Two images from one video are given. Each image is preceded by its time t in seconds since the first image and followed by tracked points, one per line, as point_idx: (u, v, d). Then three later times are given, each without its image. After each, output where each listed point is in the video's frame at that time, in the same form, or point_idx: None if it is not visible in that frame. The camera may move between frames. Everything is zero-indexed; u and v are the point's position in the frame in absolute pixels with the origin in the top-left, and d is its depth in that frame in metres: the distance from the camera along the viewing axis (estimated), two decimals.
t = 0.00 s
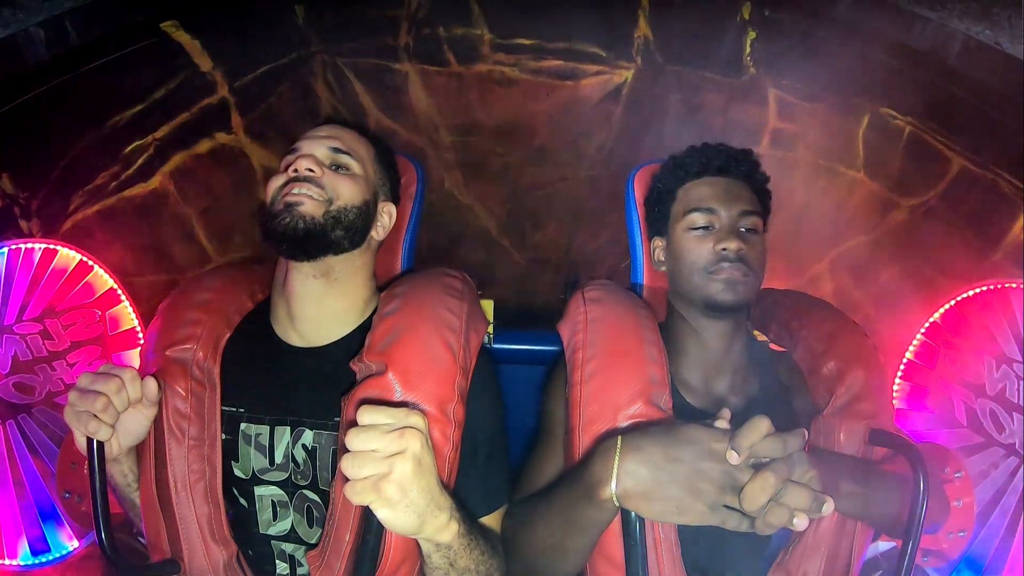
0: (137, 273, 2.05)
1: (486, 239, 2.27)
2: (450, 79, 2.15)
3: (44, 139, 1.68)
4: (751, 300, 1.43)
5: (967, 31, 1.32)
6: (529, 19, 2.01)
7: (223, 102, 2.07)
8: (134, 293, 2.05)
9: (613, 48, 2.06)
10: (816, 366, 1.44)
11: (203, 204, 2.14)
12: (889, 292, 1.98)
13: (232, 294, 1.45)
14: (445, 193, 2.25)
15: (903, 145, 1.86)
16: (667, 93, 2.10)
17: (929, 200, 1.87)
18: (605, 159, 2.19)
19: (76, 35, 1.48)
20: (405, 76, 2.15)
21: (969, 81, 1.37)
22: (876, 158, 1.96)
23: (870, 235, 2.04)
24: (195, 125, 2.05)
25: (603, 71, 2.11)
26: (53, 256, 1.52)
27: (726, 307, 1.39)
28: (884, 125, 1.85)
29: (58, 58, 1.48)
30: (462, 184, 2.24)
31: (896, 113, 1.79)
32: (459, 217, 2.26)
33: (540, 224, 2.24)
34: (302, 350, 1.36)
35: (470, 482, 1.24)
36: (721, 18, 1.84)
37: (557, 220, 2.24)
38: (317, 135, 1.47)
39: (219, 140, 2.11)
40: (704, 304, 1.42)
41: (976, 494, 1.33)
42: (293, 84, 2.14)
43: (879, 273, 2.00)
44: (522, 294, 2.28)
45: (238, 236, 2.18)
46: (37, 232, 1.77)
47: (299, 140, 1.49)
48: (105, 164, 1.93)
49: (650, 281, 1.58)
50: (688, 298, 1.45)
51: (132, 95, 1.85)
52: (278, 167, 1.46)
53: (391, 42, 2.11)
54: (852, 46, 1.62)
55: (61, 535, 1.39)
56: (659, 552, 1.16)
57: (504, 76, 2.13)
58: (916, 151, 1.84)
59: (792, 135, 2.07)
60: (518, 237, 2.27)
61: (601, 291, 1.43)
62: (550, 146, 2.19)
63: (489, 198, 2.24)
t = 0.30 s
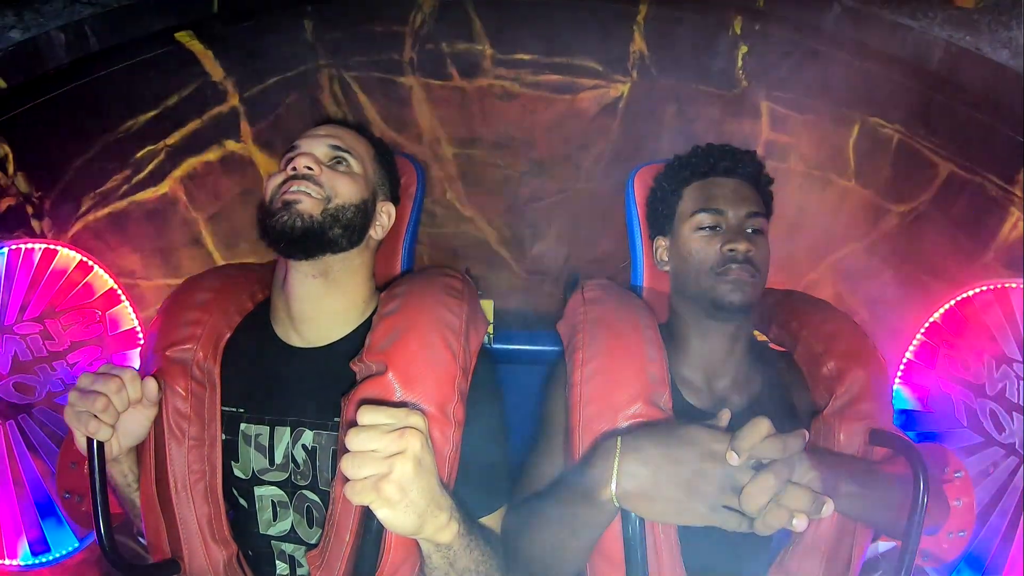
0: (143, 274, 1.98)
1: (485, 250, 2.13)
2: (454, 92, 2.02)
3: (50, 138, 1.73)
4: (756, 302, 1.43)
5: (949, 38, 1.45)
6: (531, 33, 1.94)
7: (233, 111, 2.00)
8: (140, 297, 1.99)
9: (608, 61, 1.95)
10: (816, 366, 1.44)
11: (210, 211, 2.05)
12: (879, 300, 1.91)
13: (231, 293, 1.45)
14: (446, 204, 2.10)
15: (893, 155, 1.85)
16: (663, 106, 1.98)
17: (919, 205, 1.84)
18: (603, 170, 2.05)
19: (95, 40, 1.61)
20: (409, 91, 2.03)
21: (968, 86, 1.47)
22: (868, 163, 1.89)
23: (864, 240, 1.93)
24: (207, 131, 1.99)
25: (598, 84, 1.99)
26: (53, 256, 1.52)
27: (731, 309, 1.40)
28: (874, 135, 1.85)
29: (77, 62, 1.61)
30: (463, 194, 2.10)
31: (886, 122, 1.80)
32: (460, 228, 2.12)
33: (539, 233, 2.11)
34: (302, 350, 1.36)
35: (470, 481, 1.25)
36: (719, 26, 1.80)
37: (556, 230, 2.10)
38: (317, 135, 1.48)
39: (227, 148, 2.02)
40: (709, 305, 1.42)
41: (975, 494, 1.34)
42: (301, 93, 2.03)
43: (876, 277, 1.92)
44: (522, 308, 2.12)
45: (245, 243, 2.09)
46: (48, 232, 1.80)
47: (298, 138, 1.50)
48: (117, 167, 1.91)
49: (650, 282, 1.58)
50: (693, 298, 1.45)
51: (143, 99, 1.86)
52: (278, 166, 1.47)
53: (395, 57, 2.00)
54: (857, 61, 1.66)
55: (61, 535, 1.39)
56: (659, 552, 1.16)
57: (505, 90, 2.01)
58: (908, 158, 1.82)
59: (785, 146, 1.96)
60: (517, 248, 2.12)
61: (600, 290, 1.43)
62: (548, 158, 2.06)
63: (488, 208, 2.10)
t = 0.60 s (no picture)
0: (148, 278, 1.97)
1: (485, 257, 2.15)
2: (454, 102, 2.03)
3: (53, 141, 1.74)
4: (758, 301, 1.42)
5: (937, 42, 1.53)
6: (529, 42, 1.90)
7: (239, 117, 1.99)
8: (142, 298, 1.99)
9: (608, 72, 1.93)
10: (816, 366, 1.44)
11: (214, 215, 2.05)
12: (877, 301, 1.88)
13: (231, 294, 1.45)
14: (446, 210, 2.13)
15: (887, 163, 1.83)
16: (660, 116, 1.98)
17: (912, 209, 1.83)
18: (601, 179, 2.06)
19: (106, 45, 1.68)
20: (411, 99, 2.04)
21: (971, 95, 1.51)
22: (859, 171, 1.88)
23: (860, 245, 1.93)
24: (211, 138, 1.99)
25: (597, 93, 1.98)
26: (54, 256, 1.52)
27: (732, 309, 1.40)
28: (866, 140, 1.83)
29: (87, 66, 1.67)
30: (464, 203, 2.12)
31: (879, 127, 1.77)
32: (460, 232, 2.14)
33: (539, 240, 2.13)
34: (303, 351, 1.36)
35: (470, 481, 1.25)
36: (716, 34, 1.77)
37: (554, 237, 2.12)
38: (317, 135, 1.48)
39: (233, 153, 2.02)
40: (711, 305, 1.42)
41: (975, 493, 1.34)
42: (308, 101, 2.04)
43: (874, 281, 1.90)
44: (521, 312, 2.14)
45: (249, 248, 2.10)
46: (55, 233, 1.83)
47: (298, 139, 1.50)
48: (126, 170, 1.91)
49: (650, 283, 1.58)
50: (694, 298, 1.46)
51: (150, 105, 1.85)
52: (278, 166, 1.47)
53: (397, 66, 1.99)
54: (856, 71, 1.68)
55: (61, 535, 1.38)
56: (659, 552, 1.16)
57: (505, 99, 2.01)
58: (902, 165, 1.81)
59: (780, 154, 1.95)
60: (518, 255, 2.15)
61: (600, 290, 1.43)
62: (548, 167, 2.07)
63: (488, 215, 2.12)
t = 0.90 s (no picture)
0: (146, 275, 1.96)
1: (485, 254, 2.12)
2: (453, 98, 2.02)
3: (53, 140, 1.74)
4: (758, 300, 1.43)
5: (941, 41, 1.53)
6: (530, 39, 1.93)
7: (237, 115, 1.99)
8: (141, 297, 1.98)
9: (608, 68, 1.94)
10: (815, 366, 1.45)
11: (214, 213, 2.03)
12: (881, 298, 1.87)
13: (231, 294, 1.45)
14: (447, 208, 2.09)
15: (889, 161, 1.83)
16: (659, 111, 1.97)
17: (914, 207, 1.82)
18: (603, 176, 2.04)
19: (103, 43, 1.66)
20: (411, 96, 2.02)
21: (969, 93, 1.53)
22: (862, 172, 1.87)
23: (862, 243, 1.90)
24: (207, 136, 1.97)
25: (598, 90, 1.98)
26: (53, 256, 1.52)
27: (732, 309, 1.40)
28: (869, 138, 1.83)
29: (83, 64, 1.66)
30: (464, 200, 2.09)
31: (881, 125, 1.78)
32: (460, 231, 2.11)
33: (539, 238, 2.10)
34: (303, 350, 1.36)
35: (471, 482, 1.24)
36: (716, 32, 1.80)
37: (556, 234, 2.09)
38: (316, 135, 1.48)
39: (232, 152, 2.00)
40: (710, 304, 1.42)
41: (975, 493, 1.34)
42: (305, 99, 2.02)
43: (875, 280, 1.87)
44: (522, 311, 2.12)
45: (247, 246, 2.07)
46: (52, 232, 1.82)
47: (298, 139, 1.50)
48: (123, 169, 1.90)
49: (650, 282, 1.57)
50: (696, 298, 1.45)
51: (147, 103, 1.86)
52: (278, 166, 1.46)
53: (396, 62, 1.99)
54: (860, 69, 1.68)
55: (61, 536, 1.38)
56: (659, 552, 1.16)
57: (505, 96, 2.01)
58: (898, 159, 1.81)
59: (783, 151, 1.93)
60: (517, 252, 2.11)
61: (600, 291, 1.43)
62: (548, 163, 2.05)
63: (489, 212, 2.09)
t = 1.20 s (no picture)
0: (141, 272, 1.94)
1: (485, 245, 2.10)
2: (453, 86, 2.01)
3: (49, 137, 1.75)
4: (757, 300, 1.43)
5: (957, 36, 1.48)
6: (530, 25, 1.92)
7: (228, 107, 1.97)
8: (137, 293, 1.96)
9: (613, 55, 1.94)
10: (816, 366, 1.44)
11: (207, 207, 2.01)
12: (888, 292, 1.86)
13: (231, 294, 1.45)
14: (446, 197, 2.08)
15: (902, 156, 1.84)
16: (665, 98, 1.96)
17: (928, 200, 1.81)
18: (605, 165, 2.03)
19: (86, 36, 1.63)
20: (408, 83, 2.01)
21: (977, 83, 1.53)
22: (872, 163, 1.87)
23: (870, 238, 1.88)
24: (201, 126, 1.97)
25: (601, 78, 1.97)
26: (53, 256, 1.53)
27: (728, 308, 1.40)
28: (881, 131, 1.84)
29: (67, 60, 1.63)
30: (464, 188, 2.08)
31: (893, 118, 1.81)
32: (459, 220, 2.10)
33: (540, 228, 2.08)
34: (303, 350, 1.36)
35: (470, 482, 1.24)
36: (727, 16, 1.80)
37: (557, 224, 2.08)
38: (316, 135, 1.48)
39: (223, 143, 1.99)
40: (709, 304, 1.42)
41: (975, 493, 1.33)
42: (297, 89, 2.00)
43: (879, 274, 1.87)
44: (522, 304, 2.11)
45: (241, 238, 2.04)
46: (43, 231, 1.81)
47: (298, 139, 1.50)
48: (111, 164, 1.91)
49: (650, 281, 1.58)
50: (694, 298, 1.45)
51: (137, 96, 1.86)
52: (277, 167, 1.46)
53: (393, 49, 1.99)
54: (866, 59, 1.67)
55: (60, 536, 1.37)
56: (659, 553, 1.16)
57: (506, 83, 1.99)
58: (909, 155, 1.83)
59: (789, 142, 1.92)
60: (518, 241, 2.10)
61: (600, 290, 1.43)
62: (549, 152, 2.04)
63: (488, 202, 2.07)
